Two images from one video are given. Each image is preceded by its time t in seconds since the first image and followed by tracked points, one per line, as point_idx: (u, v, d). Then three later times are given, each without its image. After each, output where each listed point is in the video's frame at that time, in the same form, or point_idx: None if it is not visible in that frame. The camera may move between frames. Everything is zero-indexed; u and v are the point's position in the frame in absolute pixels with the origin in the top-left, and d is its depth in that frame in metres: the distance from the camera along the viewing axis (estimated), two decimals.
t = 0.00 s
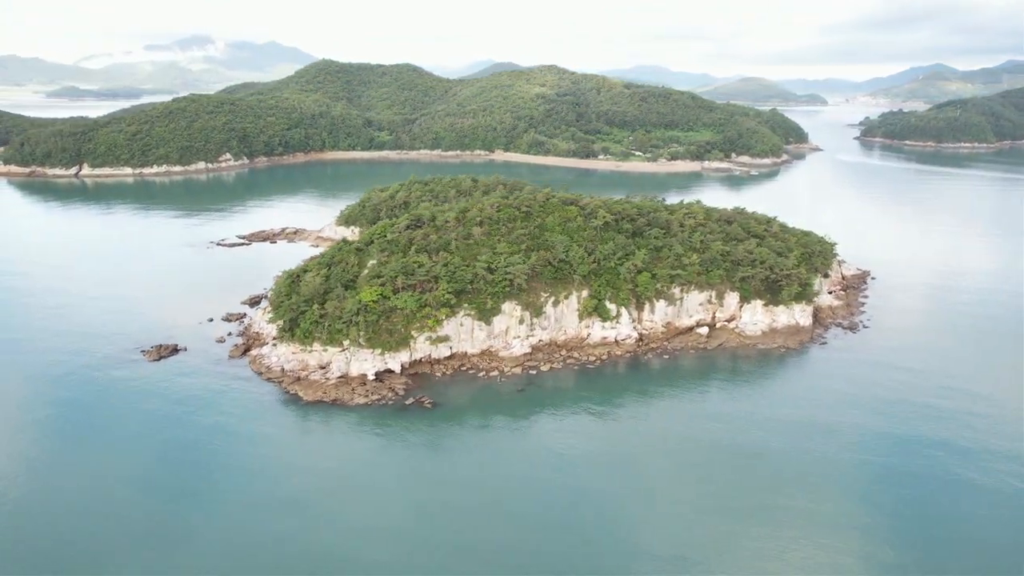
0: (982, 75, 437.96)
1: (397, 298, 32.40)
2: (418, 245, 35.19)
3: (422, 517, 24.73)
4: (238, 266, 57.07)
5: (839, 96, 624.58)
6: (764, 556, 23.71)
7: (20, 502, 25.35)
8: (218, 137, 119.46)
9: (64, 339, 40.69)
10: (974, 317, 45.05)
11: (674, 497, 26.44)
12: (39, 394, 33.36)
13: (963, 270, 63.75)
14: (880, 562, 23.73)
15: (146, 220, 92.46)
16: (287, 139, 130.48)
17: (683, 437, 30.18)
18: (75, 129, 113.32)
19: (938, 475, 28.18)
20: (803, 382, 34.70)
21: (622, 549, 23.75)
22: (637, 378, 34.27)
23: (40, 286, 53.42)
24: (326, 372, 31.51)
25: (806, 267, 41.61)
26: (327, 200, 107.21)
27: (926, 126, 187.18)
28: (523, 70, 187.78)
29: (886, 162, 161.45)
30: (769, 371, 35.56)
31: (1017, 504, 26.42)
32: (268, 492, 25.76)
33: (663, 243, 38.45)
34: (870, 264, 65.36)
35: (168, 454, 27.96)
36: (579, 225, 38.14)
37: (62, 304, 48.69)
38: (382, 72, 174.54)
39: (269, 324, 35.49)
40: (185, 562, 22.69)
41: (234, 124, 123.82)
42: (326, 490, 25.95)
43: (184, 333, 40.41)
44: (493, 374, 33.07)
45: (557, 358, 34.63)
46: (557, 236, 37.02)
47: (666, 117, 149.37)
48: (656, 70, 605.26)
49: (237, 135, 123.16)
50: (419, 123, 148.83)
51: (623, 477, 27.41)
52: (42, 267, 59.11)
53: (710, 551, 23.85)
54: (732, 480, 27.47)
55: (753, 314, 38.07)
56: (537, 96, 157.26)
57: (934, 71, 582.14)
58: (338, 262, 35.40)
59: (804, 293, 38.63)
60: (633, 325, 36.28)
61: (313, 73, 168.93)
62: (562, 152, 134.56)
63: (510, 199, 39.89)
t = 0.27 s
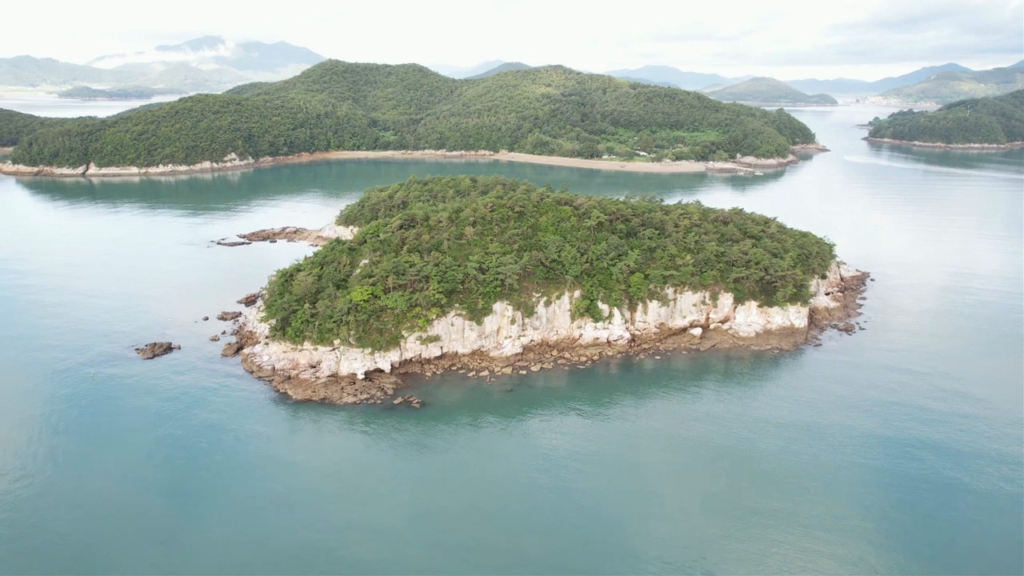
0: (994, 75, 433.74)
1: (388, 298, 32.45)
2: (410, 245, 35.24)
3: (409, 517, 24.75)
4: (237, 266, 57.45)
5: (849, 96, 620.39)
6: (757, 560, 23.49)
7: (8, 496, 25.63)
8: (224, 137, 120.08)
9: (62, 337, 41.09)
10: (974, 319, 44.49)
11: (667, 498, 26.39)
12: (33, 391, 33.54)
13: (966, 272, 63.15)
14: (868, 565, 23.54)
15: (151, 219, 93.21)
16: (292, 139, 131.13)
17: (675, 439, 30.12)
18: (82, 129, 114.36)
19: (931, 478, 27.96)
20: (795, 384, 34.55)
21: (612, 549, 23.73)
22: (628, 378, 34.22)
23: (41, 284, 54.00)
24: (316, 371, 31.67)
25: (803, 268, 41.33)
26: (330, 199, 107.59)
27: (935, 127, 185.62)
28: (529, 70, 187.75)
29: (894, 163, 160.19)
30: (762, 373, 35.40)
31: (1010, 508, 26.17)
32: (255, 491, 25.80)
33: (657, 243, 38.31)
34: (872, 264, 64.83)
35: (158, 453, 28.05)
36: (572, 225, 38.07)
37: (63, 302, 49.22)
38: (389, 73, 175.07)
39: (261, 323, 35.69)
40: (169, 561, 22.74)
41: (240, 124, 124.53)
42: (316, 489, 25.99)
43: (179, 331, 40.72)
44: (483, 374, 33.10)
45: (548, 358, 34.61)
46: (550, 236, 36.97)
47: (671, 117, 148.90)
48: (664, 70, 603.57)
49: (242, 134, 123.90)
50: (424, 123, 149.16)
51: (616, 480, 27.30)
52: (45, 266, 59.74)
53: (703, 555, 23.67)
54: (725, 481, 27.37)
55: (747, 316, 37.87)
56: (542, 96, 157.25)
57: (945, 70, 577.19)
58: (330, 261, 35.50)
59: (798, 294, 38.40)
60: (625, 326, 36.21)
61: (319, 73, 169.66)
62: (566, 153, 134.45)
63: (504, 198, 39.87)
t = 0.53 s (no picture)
0: (1009, 75, 428.82)
1: (377, 297, 32.54)
2: (401, 245, 35.33)
3: (398, 516, 24.70)
4: (236, 265, 57.82)
5: (861, 96, 615.37)
6: (750, 564, 23.34)
7: None
8: (230, 137, 120.85)
9: (58, 334, 41.50)
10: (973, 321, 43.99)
11: (658, 499, 26.30)
12: (25, 389, 33.75)
13: (970, 274, 62.45)
14: (851, 568, 23.34)
15: (156, 218, 94.00)
16: (298, 139, 131.86)
17: (667, 440, 30.01)
18: (91, 129, 115.49)
19: (920, 482, 27.70)
20: (786, 386, 34.34)
21: (602, 551, 23.63)
22: (617, 379, 34.14)
23: (43, 281, 54.58)
24: (305, 370, 31.85)
25: (797, 269, 41.05)
26: (334, 199, 108.05)
27: (945, 128, 183.81)
28: (536, 70, 187.65)
29: (902, 164, 158.73)
30: (753, 375, 35.20)
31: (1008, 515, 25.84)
32: (242, 492, 25.71)
33: (649, 244, 38.18)
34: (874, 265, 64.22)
35: (146, 451, 28.04)
36: (564, 225, 38.03)
37: (63, 299, 49.75)
38: (396, 73, 175.61)
39: (253, 322, 35.90)
40: (155, 559, 22.74)
41: (246, 124, 125.34)
42: (305, 489, 25.95)
43: (174, 329, 41.00)
44: (472, 374, 33.14)
45: (537, 359, 34.59)
46: (541, 236, 36.94)
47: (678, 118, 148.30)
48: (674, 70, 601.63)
49: (248, 134, 124.71)
50: (429, 123, 149.48)
51: (610, 481, 27.24)
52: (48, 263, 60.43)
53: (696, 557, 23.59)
54: (721, 484, 27.19)
55: (739, 317, 37.68)
56: (548, 96, 157.18)
57: (959, 71, 571.40)
58: (321, 260, 35.65)
59: (792, 295, 38.15)
60: (616, 326, 36.11)
61: (326, 73, 170.44)
62: (571, 153, 134.28)
63: (497, 198, 39.88)
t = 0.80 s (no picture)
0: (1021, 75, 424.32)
1: (368, 297, 32.65)
2: (393, 244, 35.44)
3: (388, 516, 24.68)
4: (235, 265, 58.17)
5: (873, 95, 609.64)
6: (746, 564, 23.25)
7: None
8: (235, 136, 121.56)
9: (56, 332, 41.89)
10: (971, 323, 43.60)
11: (646, 499, 26.26)
12: (22, 387, 33.96)
13: (975, 275, 61.77)
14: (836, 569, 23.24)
15: (160, 217, 94.67)
16: (303, 139, 132.49)
17: (659, 441, 29.93)
18: (97, 128, 116.44)
19: (911, 484, 27.51)
20: (778, 388, 34.18)
21: (587, 549, 23.63)
22: (608, 379, 34.10)
23: (44, 280, 55.11)
24: (295, 368, 32.02)
25: (793, 271, 40.82)
26: (338, 198, 108.43)
27: (955, 128, 182.16)
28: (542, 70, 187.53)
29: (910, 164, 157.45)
30: (744, 376, 35.04)
31: (1003, 520, 25.52)
32: (233, 492, 25.69)
33: (642, 245, 38.09)
34: (877, 266, 63.68)
35: (139, 450, 28.09)
36: (558, 226, 38.02)
37: (63, 298, 50.21)
38: (402, 73, 176.05)
39: (245, 321, 36.12)
40: (132, 556, 22.82)
41: (251, 124, 126.05)
42: (296, 489, 25.95)
43: (169, 328, 41.30)
44: (462, 374, 33.18)
45: (528, 359, 34.59)
46: (534, 237, 36.94)
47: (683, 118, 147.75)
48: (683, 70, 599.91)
49: (253, 134, 125.42)
50: (434, 123, 149.75)
51: (607, 480, 27.22)
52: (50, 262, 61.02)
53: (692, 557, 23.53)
54: (718, 485, 27.09)
55: (732, 318, 37.51)
56: (553, 96, 157.06)
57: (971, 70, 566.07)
58: (313, 259, 35.81)
59: (786, 297, 37.92)
60: (608, 327, 36.04)
61: (333, 73, 171.08)
62: (575, 153, 134.10)
63: (491, 198, 39.91)
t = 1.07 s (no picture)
0: None
1: (357, 296, 32.76)
2: (384, 244, 35.58)
3: (377, 516, 24.63)
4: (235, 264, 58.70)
5: (885, 96, 604.85)
6: (742, 565, 23.13)
7: None
8: (241, 136, 122.40)
9: (53, 330, 42.44)
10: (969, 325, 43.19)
11: (631, 496, 26.30)
12: (18, 386, 34.13)
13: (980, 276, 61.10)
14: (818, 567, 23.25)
15: (166, 215, 95.49)
16: (309, 139, 133.30)
17: (647, 441, 29.90)
18: (106, 128, 117.58)
19: (897, 484, 27.46)
20: (769, 389, 34.05)
21: (569, 544, 23.75)
22: (597, 380, 34.07)
23: (46, 278, 55.75)
24: (284, 367, 32.22)
25: (788, 272, 40.52)
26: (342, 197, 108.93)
27: (965, 128, 180.43)
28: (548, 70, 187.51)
29: (920, 165, 156.08)
30: (735, 378, 34.88)
31: (999, 525, 25.20)
32: (223, 492, 25.65)
33: (635, 246, 38.03)
34: (880, 267, 63.12)
35: (131, 450, 28.10)
36: (550, 226, 38.01)
37: (62, 296, 50.81)
38: (409, 73, 176.61)
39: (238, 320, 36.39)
40: (116, 546, 23.15)
41: (257, 124, 126.95)
42: (286, 489, 25.92)
43: (164, 327, 41.75)
44: (450, 374, 33.24)
45: (517, 359, 34.59)
46: (526, 237, 36.93)
47: (689, 117, 147.03)
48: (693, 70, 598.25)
49: (259, 134, 126.32)
50: (440, 123, 150.13)
51: (601, 480, 27.18)
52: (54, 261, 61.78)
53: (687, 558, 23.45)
54: (714, 486, 26.98)
55: (724, 320, 37.36)
56: (560, 96, 157.05)
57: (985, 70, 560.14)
58: (305, 259, 35.97)
59: (779, 297, 37.65)
60: (599, 327, 35.94)
61: (340, 73, 171.91)
62: (580, 153, 133.96)
63: (484, 198, 39.92)
